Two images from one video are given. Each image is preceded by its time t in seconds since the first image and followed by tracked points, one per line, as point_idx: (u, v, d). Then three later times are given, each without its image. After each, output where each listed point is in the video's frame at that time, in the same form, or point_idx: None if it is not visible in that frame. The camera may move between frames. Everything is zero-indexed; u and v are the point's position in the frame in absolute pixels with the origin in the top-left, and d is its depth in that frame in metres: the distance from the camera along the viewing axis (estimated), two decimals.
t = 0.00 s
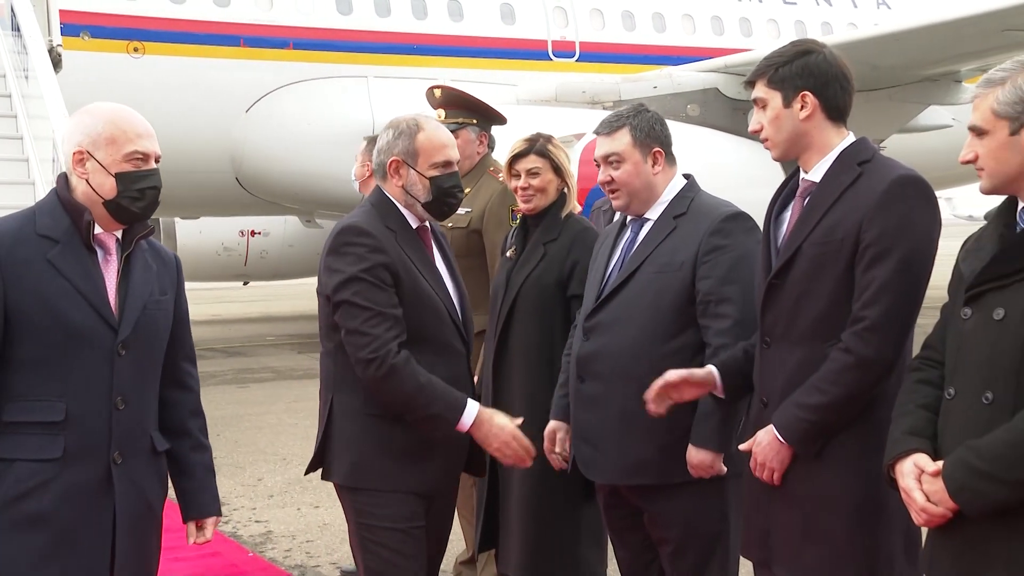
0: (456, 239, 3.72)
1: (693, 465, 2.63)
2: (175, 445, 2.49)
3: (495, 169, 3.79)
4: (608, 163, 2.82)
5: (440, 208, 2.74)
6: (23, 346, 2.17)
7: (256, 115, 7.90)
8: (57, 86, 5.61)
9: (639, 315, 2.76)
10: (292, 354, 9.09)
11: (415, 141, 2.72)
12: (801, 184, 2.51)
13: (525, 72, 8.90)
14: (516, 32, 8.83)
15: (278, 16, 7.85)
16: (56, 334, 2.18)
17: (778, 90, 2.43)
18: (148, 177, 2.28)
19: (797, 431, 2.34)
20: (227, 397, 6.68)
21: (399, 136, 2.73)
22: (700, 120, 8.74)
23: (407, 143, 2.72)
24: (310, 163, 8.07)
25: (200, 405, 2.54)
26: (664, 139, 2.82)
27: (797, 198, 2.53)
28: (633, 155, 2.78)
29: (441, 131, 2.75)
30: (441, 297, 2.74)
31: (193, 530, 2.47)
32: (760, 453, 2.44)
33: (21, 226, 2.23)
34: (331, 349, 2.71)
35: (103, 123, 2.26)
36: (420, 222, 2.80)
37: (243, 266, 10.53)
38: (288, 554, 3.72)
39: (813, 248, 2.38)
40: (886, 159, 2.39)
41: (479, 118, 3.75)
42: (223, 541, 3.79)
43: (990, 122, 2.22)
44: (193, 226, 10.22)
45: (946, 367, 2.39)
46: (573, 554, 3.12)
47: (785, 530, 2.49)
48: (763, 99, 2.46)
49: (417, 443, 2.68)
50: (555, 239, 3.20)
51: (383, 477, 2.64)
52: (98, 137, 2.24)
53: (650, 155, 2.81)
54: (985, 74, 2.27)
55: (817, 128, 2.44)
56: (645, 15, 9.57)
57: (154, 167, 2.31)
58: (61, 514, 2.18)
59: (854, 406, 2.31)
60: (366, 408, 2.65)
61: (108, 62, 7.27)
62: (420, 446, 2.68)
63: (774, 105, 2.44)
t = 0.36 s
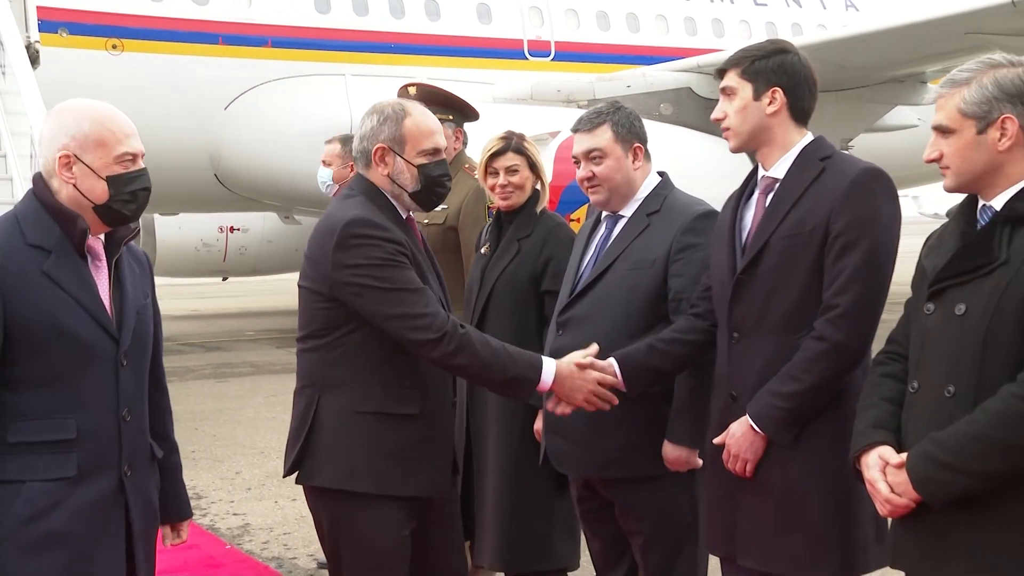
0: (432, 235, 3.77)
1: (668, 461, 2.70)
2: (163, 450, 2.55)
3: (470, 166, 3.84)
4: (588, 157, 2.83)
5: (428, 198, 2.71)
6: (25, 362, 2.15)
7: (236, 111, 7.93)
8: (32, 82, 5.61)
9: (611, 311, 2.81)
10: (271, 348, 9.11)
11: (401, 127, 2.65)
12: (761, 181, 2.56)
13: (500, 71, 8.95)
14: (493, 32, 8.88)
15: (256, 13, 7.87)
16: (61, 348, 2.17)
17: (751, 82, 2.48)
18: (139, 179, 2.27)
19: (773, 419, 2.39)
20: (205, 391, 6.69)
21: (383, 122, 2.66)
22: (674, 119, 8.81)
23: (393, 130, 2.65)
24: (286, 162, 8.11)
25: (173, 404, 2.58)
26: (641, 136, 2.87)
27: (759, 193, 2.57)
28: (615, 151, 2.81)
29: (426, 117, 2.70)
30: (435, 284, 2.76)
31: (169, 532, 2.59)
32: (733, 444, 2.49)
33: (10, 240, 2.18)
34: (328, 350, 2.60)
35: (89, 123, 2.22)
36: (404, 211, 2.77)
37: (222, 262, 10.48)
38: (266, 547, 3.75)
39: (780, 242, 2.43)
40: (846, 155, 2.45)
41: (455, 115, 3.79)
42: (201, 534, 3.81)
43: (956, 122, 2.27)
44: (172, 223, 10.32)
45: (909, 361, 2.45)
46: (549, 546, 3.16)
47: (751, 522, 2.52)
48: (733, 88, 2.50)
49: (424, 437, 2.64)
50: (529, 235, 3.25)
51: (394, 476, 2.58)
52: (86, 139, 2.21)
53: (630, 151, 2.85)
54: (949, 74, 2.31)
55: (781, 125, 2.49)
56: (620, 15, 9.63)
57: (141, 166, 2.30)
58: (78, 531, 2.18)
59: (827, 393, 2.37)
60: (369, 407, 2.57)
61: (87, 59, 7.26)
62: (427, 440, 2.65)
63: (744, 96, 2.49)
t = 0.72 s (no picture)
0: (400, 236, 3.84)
1: (631, 452, 2.78)
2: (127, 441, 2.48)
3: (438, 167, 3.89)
4: (554, 157, 2.90)
5: (418, 200, 2.64)
6: (26, 366, 2.05)
7: (209, 110, 7.98)
8: None
9: (572, 307, 2.89)
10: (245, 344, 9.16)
11: (393, 127, 2.58)
12: (706, 182, 2.69)
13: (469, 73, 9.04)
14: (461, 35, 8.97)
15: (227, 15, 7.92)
16: (58, 349, 2.09)
17: (692, 89, 2.61)
18: (120, 162, 2.25)
19: (729, 409, 2.46)
20: (175, 386, 6.74)
21: (376, 120, 2.59)
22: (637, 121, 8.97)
23: (385, 129, 2.58)
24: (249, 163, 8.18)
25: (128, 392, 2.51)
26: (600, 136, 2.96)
27: (704, 194, 2.70)
28: (578, 151, 2.89)
29: (421, 119, 2.61)
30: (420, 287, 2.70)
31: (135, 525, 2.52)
32: (690, 436, 2.55)
33: None
34: (311, 351, 2.54)
35: (89, 109, 2.14)
36: (393, 212, 2.71)
37: (194, 259, 10.52)
38: (235, 539, 3.80)
39: (729, 238, 2.54)
40: (786, 155, 2.59)
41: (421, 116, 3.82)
42: (172, 527, 3.86)
43: (904, 123, 2.32)
44: (144, 220, 10.28)
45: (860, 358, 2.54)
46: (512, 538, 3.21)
47: (707, 514, 2.59)
48: (676, 97, 2.62)
49: (408, 443, 2.57)
50: (493, 234, 3.31)
51: (374, 482, 2.52)
52: (89, 126, 2.13)
53: (592, 151, 2.94)
54: (899, 76, 2.37)
55: (723, 128, 2.64)
56: (586, 20, 9.74)
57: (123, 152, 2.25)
58: (79, 539, 2.12)
59: (779, 384, 2.46)
60: (351, 410, 2.51)
61: (59, 58, 7.31)
62: (410, 446, 2.58)
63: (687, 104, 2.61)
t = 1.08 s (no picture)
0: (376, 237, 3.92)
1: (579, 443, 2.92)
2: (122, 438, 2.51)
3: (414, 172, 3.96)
4: (517, 162, 3.05)
5: (432, 201, 2.70)
6: (27, 367, 2.05)
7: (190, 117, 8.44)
8: None
9: (536, 305, 3.03)
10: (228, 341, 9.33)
11: (414, 128, 2.67)
12: (657, 185, 2.88)
13: (443, 81, 9.60)
14: (433, 43, 9.53)
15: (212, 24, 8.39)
16: (60, 349, 2.10)
17: (643, 98, 2.79)
18: (112, 158, 2.29)
19: (679, 400, 2.63)
20: (158, 381, 6.91)
21: (398, 120, 2.67)
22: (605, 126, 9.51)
23: (404, 130, 2.67)
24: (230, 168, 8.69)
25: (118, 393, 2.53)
26: (559, 142, 3.12)
27: (655, 197, 2.89)
28: (540, 156, 3.05)
29: (443, 122, 2.70)
30: (438, 287, 2.72)
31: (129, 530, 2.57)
32: (644, 426, 2.72)
33: None
34: (324, 343, 2.62)
35: (74, 104, 2.18)
36: (413, 213, 2.77)
37: (178, 260, 10.67)
38: (217, 528, 3.93)
39: (679, 240, 2.73)
40: (733, 160, 2.79)
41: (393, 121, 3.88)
42: (156, 517, 3.99)
43: (847, 130, 2.44)
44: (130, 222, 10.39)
45: (805, 353, 2.70)
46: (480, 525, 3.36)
47: (661, 500, 2.75)
48: (626, 106, 2.80)
49: (422, 440, 2.61)
50: (463, 234, 3.46)
51: (384, 477, 2.55)
52: (74, 120, 2.18)
53: (553, 157, 3.09)
54: (840, 85, 2.49)
55: (673, 133, 2.83)
56: (553, 30, 10.36)
57: (110, 148, 2.30)
58: (83, 535, 2.17)
59: (726, 376, 2.63)
60: (363, 403, 2.56)
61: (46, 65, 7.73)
62: (424, 444, 2.61)
63: (638, 112, 2.79)
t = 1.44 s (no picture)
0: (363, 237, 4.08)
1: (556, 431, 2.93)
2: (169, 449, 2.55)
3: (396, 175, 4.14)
4: (490, 170, 3.25)
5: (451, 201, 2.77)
6: (40, 358, 2.09)
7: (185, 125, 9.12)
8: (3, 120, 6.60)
9: (508, 304, 3.21)
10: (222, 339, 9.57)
11: (435, 129, 2.75)
12: (627, 191, 3.05)
13: (423, 90, 10.52)
14: (415, 56, 10.44)
15: (204, 37, 9.13)
16: (77, 344, 2.14)
17: (616, 108, 2.95)
18: (147, 167, 2.30)
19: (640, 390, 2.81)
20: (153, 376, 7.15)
21: (421, 121, 2.76)
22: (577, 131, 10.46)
23: (428, 131, 2.75)
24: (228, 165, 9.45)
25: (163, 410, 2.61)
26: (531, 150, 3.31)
27: (625, 203, 3.05)
28: (512, 163, 3.24)
29: (463, 123, 2.79)
30: (450, 288, 2.77)
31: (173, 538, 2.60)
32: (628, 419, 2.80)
33: (15, 227, 2.11)
34: (334, 334, 2.73)
35: (106, 109, 2.22)
36: (433, 211, 2.85)
37: (173, 261, 10.90)
38: (210, 517, 4.10)
39: (645, 243, 2.90)
40: (698, 168, 2.95)
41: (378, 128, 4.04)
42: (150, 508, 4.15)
43: (795, 137, 2.61)
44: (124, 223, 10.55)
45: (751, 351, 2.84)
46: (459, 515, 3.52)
47: (629, 485, 2.92)
48: (601, 116, 2.96)
49: (420, 436, 2.69)
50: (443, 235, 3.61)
51: (380, 469, 2.65)
52: (100, 124, 2.20)
53: (524, 163, 3.29)
54: (785, 97, 2.66)
55: (645, 142, 3.00)
56: (527, 43, 11.40)
57: (149, 156, 2.32)
58: (97, 535, 2.19)
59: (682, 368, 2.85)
60: (366, 396, 2.66)
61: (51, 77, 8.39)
62: (422, 440, 2.70)
63: (612, 122, 2.96)
